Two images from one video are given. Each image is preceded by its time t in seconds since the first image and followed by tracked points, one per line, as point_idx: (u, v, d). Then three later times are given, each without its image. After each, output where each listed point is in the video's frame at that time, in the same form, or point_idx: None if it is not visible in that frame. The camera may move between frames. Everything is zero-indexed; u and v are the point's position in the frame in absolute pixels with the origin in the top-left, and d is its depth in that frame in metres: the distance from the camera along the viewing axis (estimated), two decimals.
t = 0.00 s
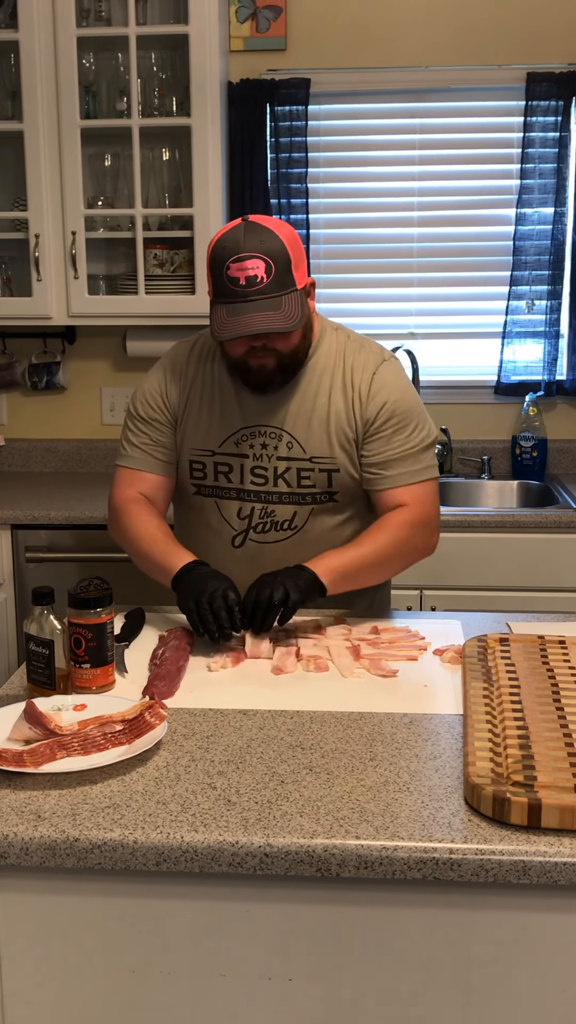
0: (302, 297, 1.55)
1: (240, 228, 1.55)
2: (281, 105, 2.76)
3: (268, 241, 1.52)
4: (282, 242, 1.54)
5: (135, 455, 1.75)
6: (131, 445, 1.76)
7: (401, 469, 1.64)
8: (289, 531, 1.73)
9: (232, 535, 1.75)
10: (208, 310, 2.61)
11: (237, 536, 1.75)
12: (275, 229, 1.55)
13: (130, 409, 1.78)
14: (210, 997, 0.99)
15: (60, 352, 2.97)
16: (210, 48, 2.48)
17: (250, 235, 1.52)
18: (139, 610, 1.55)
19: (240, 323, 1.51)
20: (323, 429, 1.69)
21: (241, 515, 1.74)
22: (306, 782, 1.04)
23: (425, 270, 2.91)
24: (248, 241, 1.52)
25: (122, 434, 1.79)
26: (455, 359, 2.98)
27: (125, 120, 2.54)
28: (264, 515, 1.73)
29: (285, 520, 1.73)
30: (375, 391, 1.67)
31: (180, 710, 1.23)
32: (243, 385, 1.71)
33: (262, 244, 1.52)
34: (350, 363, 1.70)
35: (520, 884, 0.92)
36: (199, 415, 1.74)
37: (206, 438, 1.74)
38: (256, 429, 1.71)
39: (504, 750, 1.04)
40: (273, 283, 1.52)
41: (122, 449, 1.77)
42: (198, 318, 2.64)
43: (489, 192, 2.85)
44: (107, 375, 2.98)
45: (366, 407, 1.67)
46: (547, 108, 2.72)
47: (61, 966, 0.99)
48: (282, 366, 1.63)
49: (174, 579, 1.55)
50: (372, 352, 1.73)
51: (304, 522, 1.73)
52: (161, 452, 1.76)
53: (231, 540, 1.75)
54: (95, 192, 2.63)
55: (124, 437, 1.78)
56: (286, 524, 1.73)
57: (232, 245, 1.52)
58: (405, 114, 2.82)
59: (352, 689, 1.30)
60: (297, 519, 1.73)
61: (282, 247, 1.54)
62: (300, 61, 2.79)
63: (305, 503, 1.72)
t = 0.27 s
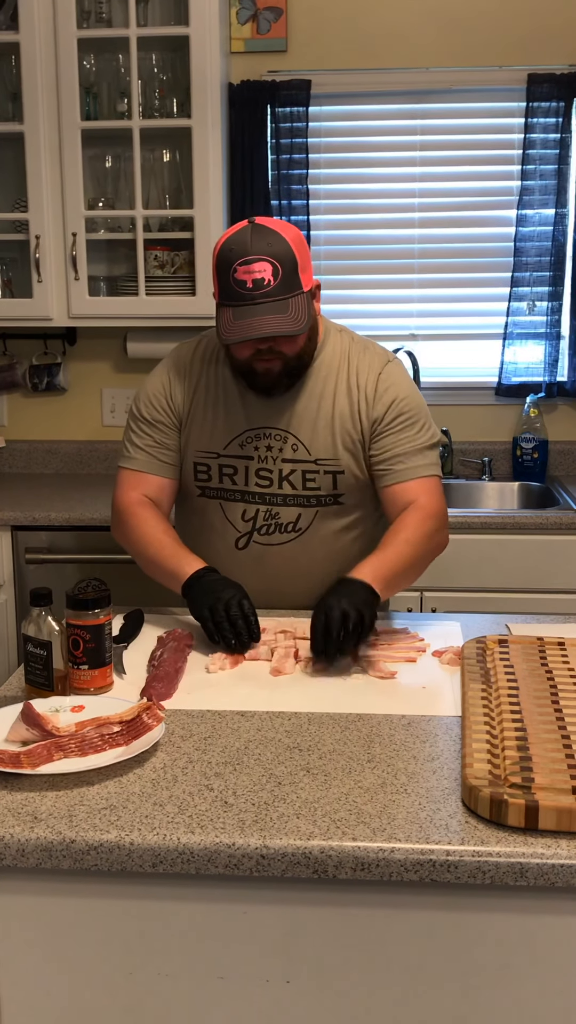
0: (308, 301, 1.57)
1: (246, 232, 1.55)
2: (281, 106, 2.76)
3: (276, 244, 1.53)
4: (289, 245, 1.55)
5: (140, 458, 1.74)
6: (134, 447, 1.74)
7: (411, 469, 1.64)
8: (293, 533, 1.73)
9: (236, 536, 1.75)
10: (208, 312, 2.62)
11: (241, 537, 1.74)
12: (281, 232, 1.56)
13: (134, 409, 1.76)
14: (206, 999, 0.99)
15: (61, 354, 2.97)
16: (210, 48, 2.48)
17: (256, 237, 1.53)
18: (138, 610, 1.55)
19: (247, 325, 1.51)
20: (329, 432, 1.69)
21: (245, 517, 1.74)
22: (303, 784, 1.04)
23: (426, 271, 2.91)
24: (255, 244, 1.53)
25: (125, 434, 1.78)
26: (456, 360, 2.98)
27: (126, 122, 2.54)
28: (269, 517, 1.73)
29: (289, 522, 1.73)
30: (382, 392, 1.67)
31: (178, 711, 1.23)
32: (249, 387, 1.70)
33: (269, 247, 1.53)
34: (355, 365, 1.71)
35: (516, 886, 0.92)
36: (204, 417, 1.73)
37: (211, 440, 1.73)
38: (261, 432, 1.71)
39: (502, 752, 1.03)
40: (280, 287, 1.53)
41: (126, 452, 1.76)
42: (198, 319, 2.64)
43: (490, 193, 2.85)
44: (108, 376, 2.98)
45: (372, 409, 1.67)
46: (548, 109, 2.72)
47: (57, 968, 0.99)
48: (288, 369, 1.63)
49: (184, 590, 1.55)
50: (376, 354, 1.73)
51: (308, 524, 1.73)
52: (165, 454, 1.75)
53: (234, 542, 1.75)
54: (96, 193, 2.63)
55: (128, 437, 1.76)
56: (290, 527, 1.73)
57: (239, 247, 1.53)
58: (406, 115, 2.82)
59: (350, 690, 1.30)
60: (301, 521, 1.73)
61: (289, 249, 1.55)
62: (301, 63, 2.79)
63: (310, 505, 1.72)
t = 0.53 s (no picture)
0: (316, 305, 1.57)
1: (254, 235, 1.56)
2: (283, 108, 2.76)
3: (283, 248, 1.54)
4: (297, 249, 1.55)
5: (146, 458, 1.73)
6: (140, 448, 1.74)
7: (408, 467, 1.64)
8: (298, 536, 1.73)
9: (241, 538, 1.75)
10: (209, 314, 2.62)
11: (246, 539, 1.74)
12: (290, 235, 1.56)
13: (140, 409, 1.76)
14: (205, 1001, 0.99)
15: (63, 355, 2.98)
16: (211, 50, 2.48)
17: (265, 241, 1.54)
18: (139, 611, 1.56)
19: (254, 329, 1.52)
20: (333, 435, 1.69)
21: (251, 518, 1.74)
22: (302, 786, 1.04)
23: (427, 273, 2.91)
24: (263, 248, 1.53)
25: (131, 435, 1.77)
26: (457, 362, 2.98)
27: (127, 123, 2.55)
28: (274, 520, 1.73)
29: (294, 524, 1.73)
30: (383, 393, 1.67)
31: (177, 713, 1.23)
32: (255, 389, 1.70)
33: (277, 250, 1.53)
34: (358, 368, 1.71)
35: (515, 888, 0.92)
36: (210, 418, 1.73)
37: (217, 441, 1.73)
38: (267, 434, 1.71)
39: (501, 754, 1.03)
40: (287, 290, 1.53)
41: (132, 452, 1.75)
42: (200, 321, 2.64)
43: (492, 195, 2.85)
44: (110, 378, 2.99)
45: (373, 408, 1.67)
46: (550, 110, 2.72)
47: (55, 970, 0.99)
48: (294, 372, 1.63)
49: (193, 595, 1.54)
50: (380, 356, 1.74)
51: (314, 526, 1.73)
52: (171, 454, 1.74)
53: (240, 543, 1.75)
54: (98, 195, 2.63)
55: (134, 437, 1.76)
56: (296, 529, 1.73)
57: (247, 250, 1.54)
58: (408, 116, 2.82)
59: (350, 692, 1.30)
60: (307, 524, 1.73)
61: (297, 253, 1.55)
62: (302, 65, 2.80)
63: (316, 507, 1.72)
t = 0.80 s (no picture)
0: (324, 305, 1.56)
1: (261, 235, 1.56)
2: (285, 108, 2.76)
3: (291, 249, 1.53)
4: (304, 248, 1.55)
5: (152, 458, 1.73)
6: (147, 448, 1.74)
7: (419, 468, 1.64)
8: (307, 536, 1.73)
9: (249, 538, 1.75)
10: (212, 314, 2.62)
11: (254, 540, 1.74)
12: (296, 235, 1.56)
13: (146, 410, 1.75)
14: (206, 1002, 0.99)
15: (65, 355, 2.97)
16: (214, 49, 2.47)
17: (272, 240, 1.53)
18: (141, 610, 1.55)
19: (262, 330, 1.51)
20: (342, 435, 1.68)
21: (259, 519, 1.74)
22: (304, 786, 1.04)
23: (430, 273, 2.91)
24: (270, 248, 1.53)
25: (137, 435, 1.77)
26: (460, 362, 2.97)
27: (130, 123, 2.55)
28: (282, 520, 1.73)
29: (302, 524, 1.73)
30: (393, 393, 1.67)
31: (179, 713, 1.23)
32: (262, 390, 1.70)
33: (284, 250, 1.53)
34: (365, 367, 1.70)
35: (517, 889, 0.92)
36: (217, 418, 1.73)
37: (224, 442, 1.72)
38: (274, 434, 1.71)
39: (503, 755, 1.03)
40: (295, 291, 1.53)
41: (139, 453, 1.75)
42: (202, 321, 2.64)
43: (495, 195, 2.84)
44: (112, 378, 2.99)
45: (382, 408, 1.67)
46: (552, 110, 2.72)
47: (56, 970, 0.99)
48: (302, 372, 1.63)
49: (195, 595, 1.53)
50: (386, 355, 1.73)
51: (322, 526, 1.73)
52: (178, 455, 1.74)
53: (248, 544, 1.75)
54: (100, 194, 2.63)
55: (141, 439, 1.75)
56: (304, 529, 1.73)
57: (255, 251, 1.53)
58: (410, 116, 2.82)
59: (352, 692, 1.30)
60: (315, 525, 1.73)
61: (304, 253, 1.55)
62: (305, 65, 2.79)
63: (324, 507, 1.72)
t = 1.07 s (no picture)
0: (331, 303, 1.57)
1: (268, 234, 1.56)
2: (287, 107, 2.75)
3: (299, 247, 1.54)
4: (311, 247, 1.55)
5: (158, 459, 1.72)
6: (152, 449, 1.73)
7: (435, 471, 1.66)
8: (315, 536, 1.73)
9: (257, 538, 1.75)
10: (213, 313, 2.62)
11: (262, 540, 1.74)
12: (302, 233, 1.56)
13: (150, 411, 1.74)
14: (209, 1002, 0.98)
15: (67, 354, 2.97)
16: (216, 48, 2.47)
17: (279, 240, 1.53)
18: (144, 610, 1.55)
19: (273, 328, 1.51)
20: (352, 436, 1.68)
21: (266, 520, 1.74)
22: (307, 786, 1.04)
23: (431, 272, 2.91)
24: (278, 247, 1.53)
25: (142, 436, 1.76)
26: (461, 361, 2.97)
27: (131, 122, 2.54)
28: (290, 520, 1.73)
29: (311, 525, 1.73)
30: (405, 395, 1.67)
31: (182, 713, 1.23)
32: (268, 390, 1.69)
33: (292, 249, 1.53)
34: (374, 366, 1.70)
35: (521, 890, 0.92)
36: (222, 418, 1.72)
37: (230, 442, 1.72)
38: (281, 435, 1.70)
39: (507, 756, 1.03)
40: (304, 289, 1.53)
41: (144, 454, 1.74)
42: (203, 320, 2.64)
43: (496, 194, 2.84)
44: (113, 377, 2.98)
45: (394, 410, 1.67)
46: (555, 109, 2.72)
47: (58, 971, 0.99)
48: (309, 371, 1.63)
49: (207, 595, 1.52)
50: (393, 353, 1.73)
51: (330, 526, 1.73)
52: (184, 455, 1.73)
53: (256, 544, 1.75)
54: (102, 194, 2.62)
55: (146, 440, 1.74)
56: (312, 529, 1.73)
57: (262, 249, 1.53)
58: (412, 115, 2.82)
59: (355, 692, 1.29)
60: (323, 524, 1.73)
61: (311, 252, 1.55)
62: (307, 64, 2.79)
63: (333, 507, 1.72)
